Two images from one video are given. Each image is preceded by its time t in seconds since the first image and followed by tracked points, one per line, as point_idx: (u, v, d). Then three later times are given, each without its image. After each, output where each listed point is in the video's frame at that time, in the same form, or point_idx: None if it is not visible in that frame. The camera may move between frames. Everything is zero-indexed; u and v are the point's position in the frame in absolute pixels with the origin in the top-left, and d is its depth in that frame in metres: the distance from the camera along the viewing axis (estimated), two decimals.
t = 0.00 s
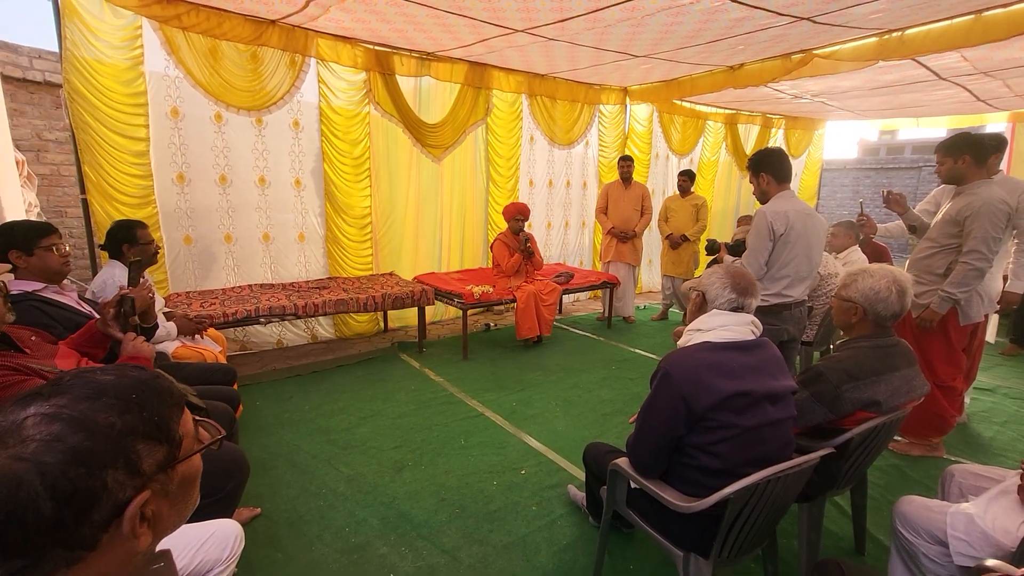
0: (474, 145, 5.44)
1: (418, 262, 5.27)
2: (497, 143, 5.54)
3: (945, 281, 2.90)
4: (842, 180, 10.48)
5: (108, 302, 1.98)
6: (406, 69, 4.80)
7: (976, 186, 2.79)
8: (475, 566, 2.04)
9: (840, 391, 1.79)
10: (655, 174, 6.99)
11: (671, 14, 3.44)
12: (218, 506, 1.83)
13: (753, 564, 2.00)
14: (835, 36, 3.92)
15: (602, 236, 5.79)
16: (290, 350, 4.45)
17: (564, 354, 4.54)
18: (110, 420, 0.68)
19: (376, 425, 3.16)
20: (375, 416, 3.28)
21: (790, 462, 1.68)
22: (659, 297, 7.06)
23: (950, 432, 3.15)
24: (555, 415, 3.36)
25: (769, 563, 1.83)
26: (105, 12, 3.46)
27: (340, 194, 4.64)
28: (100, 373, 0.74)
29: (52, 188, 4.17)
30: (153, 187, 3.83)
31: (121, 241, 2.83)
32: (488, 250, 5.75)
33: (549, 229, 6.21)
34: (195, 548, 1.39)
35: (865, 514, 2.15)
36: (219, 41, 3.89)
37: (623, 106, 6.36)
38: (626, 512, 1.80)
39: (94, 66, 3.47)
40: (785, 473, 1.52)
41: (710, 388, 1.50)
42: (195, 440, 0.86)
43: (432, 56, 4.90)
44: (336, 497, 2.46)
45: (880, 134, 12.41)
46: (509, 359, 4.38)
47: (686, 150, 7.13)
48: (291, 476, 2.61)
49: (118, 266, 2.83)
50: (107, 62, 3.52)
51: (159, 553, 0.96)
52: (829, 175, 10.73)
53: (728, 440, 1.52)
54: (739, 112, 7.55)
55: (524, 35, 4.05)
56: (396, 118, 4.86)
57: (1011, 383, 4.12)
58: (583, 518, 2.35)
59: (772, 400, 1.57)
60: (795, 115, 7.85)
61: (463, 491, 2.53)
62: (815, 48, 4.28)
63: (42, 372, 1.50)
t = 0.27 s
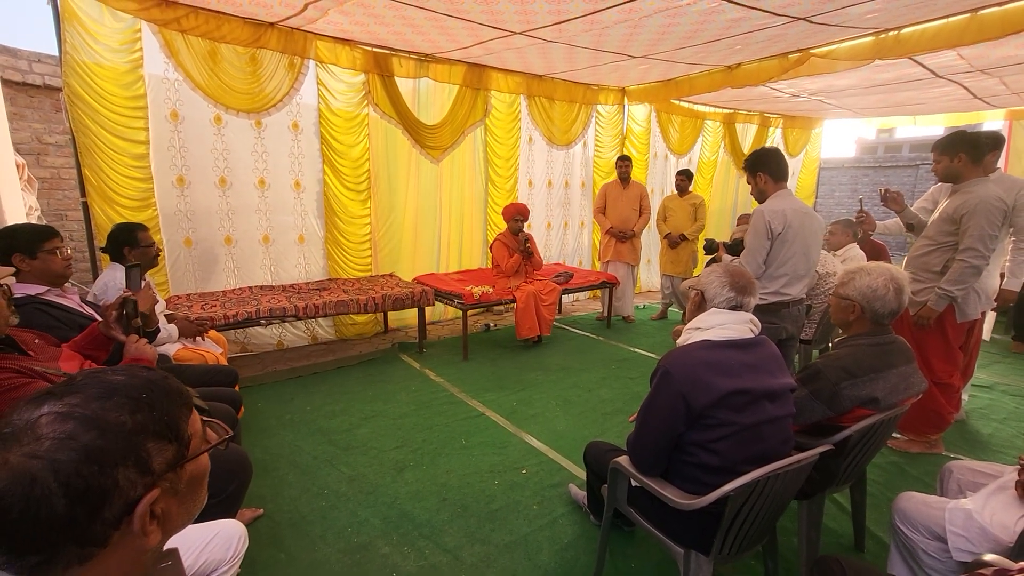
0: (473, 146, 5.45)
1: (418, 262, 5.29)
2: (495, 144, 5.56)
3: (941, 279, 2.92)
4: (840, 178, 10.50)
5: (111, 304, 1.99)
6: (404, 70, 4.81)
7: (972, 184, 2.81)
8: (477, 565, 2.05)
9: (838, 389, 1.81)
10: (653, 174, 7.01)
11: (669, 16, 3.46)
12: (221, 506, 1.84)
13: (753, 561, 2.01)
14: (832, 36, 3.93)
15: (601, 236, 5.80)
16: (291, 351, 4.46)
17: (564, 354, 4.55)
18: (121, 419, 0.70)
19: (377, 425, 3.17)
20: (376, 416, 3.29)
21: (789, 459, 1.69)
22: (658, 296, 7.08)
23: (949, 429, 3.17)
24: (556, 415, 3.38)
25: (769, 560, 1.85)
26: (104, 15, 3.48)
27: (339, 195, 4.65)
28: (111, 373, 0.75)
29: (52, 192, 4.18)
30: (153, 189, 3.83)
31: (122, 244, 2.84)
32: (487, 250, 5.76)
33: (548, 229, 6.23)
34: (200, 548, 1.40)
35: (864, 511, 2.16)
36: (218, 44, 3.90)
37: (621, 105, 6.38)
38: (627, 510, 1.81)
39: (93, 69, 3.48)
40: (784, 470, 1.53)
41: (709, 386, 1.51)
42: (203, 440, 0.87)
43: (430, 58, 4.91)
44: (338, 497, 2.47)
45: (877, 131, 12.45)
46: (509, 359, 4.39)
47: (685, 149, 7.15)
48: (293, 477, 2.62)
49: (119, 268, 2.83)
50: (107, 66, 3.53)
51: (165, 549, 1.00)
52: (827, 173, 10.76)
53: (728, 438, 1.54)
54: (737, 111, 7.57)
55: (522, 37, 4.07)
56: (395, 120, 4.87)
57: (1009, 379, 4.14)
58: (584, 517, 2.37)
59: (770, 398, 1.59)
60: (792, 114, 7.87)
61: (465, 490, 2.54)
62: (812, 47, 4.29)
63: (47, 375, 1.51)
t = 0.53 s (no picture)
0: (472, 146, 5.46)
1: (417, 263, 5.30)
2: (494, 144, 5.57)
3: (939, 277, 2.94)
4: (838, 178, 10.53)
5: (114, 305, 1.99)
6: (404, 71, 4.82)
7: (970, 183, 2.82)
8: (479, 564, 2.06)
9: (837, 386, 1.82)
10: (652, 174, 7.02)
11: (667, 16, 3.47)
12: (224, 506, 1.84)
13: (754, 558, 2.02)
14: (829, 36, 3.95)
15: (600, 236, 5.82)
16: (291, 352, 4.46)
17: (564, 354, 4.56)
18: (134, 415, 0.71)
19: (378, 425, 3.18)
20: (377, 416, 3.30)
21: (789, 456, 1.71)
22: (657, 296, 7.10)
23: (947, 426, 3.19)
24: (556, 414, 3.39)
25: (770, 557, 1.86)
26: (104, 18, 3.48)
27: (339, 196, 4.66)
28: (123, 370, 0.76)
29: (52, 194, 4.18)
30: (153, 191, 3.84)
31: (124, 246, 2.85)
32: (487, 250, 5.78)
33: (547, 229, 6.24)
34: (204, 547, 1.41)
35: (864, 508, 2.17)
36: (217, 46, 3.91)
37: (619, 106, 6.39)
38: (629, 508, 1.82)
39: (94, 71, 3.49)
40: (784, 467, 1.55)
41: (709, 384, 1.52)
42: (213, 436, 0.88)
43: (430, 59, 4.92)
44: (340, 497, 2.48)
45: (875, 131, 12.50)
46: (509, 359, 4.40)
47: (683, 150, 7.17)
48: (295, 477, 2.62)
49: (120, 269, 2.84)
50: (107, 68, 3.54)
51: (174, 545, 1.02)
52: (825, 173, 10.78)
53: (728, 435, 1.55)
54: (735, 111, 7.60)
55: (520, 38, 4.08)
56: (394, 121, 4.88)
57: (1007, 377, 4.16)
58: (585, 515, 2.38)
59: (770, 395, 1.60)
60: (790, 113, 7.89)
61: (466, 489, 2.55)
62: (810, 47, 4.31)
63: (51, 376, 1.52)
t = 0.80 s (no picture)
0: (471, 147, 5.46)
1: (417, 263, 5.30)
2: (493, 144, 5.58)
3: (938, 275, 2.95)
4: (836, 177, 10.55)
5: (116, 306, 1.99)
6: (403, 72, 4.83)
7: (968, 181, 2.84)
8: (481, 563, 2.07)
9: (837, 384, 1.83)
10: (650, 173, 7.04)
11: (666, 16, 3.48)
12: (226, 506, 1.85)
13: (754, 555, 2.03)
14: (827, 35, 3.96)
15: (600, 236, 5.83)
16: (291, 352, 4.47)
17: (564, 353, 4.57)
18: (143, 413, 0.71)
19: (379, 425, 3.19)
20: (377, 416, 3.30)
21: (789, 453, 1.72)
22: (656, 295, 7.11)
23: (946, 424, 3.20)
24: (556, 414, 3.40)
25: (770, 554, 1.87)
26: (104, 19, 3.48)
27: (338, 197, 4.66)
28: (132, 369, 0.77)
29: (51, 195, 4.18)
30: (152, 192, 3.84)
31: (124, 247, 2.85)
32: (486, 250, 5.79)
33: (546, 229, 6.25)
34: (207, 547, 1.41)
35: (863, 505, 2.18)
36: (216, 46, 3.91)
37: (618, 105, 6.40)
38: (630, 507, 1.83)
39: (93, 72, 3.49)
40: (785, 464, 1.56)
41: (710, 381, 1.53)
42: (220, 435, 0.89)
43: (429, 59, 4.92)
44: (341, 497, 2.48)
45: (872, 130, 12.53)
46: (509, 359, 4.41)
47: (681, 149, 7.18)
48: (296, 477, 2.63)
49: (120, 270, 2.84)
50: (106, 69, 3.54)
51: (180, 544, 1.03)
52: (823, 172, 10.81)
53: (729, 432, 1.56)
54: (733, 110, 7.61)
55: (519, 39, 4.09)
56: (394, 121, 4.88)
57: (1005, 375, 4.18)
58: (586, 514, 2.39)
59: (771, 393, 1.61)
60: (788, 112, 7.91)
61: (468, 489, 2.56)
62: (808, 47, 4.33)
63: (53, 377, 1.53)
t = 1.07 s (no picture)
0: (469, 147, 5.46)
1: (415, 264, 5.29)
2: (491, 144, 5.57)
3: (936, 274, 2.95)
4: (835, 176, 10.55)
5: (113, 307, 1.98)
6: (401, 72, 4.82)
7: (966, 180, 2.84)
8: (480, 564, 2.06)
9: (836, 384, 1.83)
10: (649, 173, 7.04)
11: (664, 16, 3.48)
12: (224, 507, 1.84)
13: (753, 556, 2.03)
14: (825, 35, 3.96)
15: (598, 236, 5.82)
16: (289, 353, 4.46)
17: (563, 354, 4.56)
18: (138, 415, 0.71)
19: (378, 426, 3.18)
20: (376, 417, 3.30)
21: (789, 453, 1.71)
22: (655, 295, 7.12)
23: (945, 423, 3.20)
24: (555, 414, 3.39)
25: (770, 554, 1.87)
26: (100, 19, 3.47)
27: (337, 197, 4.66)
28: (126, 371, 0.76)
29: (48, 196, 4.17)
30: (150, 192, 3.83)
31: (122, 248, 2.84)
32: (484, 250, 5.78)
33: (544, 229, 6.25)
34: (204, 550, 1.40)
35: (862, 505, 2.18)
36: (214, 46, 3.90)
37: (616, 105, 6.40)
38: (629, 507, 1.82)
39: (90, 73, 3.47)
40: (784, 464, 1.55)
41: (709, 382, 1.53)
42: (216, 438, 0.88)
43: (427, 59, 4.91)
44: (340, 498, 2.47)
45: (870, 129, 12.55)
46: (508, 359, 4.41)
47: (680, 149, 7.19)
48: (295, 478, 2.62)
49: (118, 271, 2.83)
50: (103, 69, 3.53)
51: (177, 547, 1.02)
52: (821, 171, 10.82)
53: (728, 433, 1.55)
54: (732, 110, 7.62)
55: (518, 39, 4.08)
56: (392, 121, 4.87)
57: (1004, 374, 4.18)
58: (585, 515, 2.38)
59: (770, 393, 1.61)
60: (786, 112, 7.91)
61: (467, 490, 2.55)
62: (806, 46, 4.33)
63: (50, 379, 1.52)
